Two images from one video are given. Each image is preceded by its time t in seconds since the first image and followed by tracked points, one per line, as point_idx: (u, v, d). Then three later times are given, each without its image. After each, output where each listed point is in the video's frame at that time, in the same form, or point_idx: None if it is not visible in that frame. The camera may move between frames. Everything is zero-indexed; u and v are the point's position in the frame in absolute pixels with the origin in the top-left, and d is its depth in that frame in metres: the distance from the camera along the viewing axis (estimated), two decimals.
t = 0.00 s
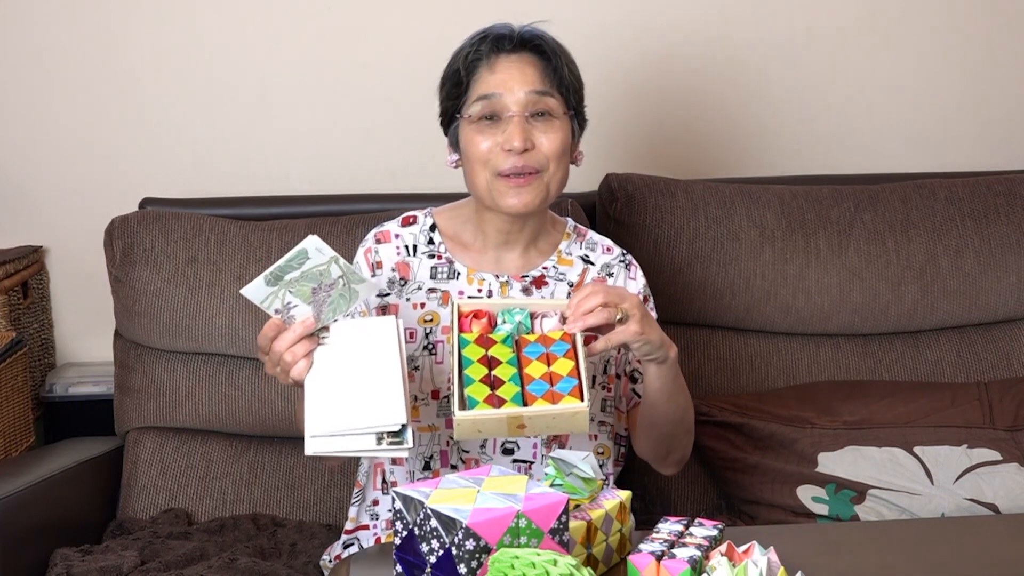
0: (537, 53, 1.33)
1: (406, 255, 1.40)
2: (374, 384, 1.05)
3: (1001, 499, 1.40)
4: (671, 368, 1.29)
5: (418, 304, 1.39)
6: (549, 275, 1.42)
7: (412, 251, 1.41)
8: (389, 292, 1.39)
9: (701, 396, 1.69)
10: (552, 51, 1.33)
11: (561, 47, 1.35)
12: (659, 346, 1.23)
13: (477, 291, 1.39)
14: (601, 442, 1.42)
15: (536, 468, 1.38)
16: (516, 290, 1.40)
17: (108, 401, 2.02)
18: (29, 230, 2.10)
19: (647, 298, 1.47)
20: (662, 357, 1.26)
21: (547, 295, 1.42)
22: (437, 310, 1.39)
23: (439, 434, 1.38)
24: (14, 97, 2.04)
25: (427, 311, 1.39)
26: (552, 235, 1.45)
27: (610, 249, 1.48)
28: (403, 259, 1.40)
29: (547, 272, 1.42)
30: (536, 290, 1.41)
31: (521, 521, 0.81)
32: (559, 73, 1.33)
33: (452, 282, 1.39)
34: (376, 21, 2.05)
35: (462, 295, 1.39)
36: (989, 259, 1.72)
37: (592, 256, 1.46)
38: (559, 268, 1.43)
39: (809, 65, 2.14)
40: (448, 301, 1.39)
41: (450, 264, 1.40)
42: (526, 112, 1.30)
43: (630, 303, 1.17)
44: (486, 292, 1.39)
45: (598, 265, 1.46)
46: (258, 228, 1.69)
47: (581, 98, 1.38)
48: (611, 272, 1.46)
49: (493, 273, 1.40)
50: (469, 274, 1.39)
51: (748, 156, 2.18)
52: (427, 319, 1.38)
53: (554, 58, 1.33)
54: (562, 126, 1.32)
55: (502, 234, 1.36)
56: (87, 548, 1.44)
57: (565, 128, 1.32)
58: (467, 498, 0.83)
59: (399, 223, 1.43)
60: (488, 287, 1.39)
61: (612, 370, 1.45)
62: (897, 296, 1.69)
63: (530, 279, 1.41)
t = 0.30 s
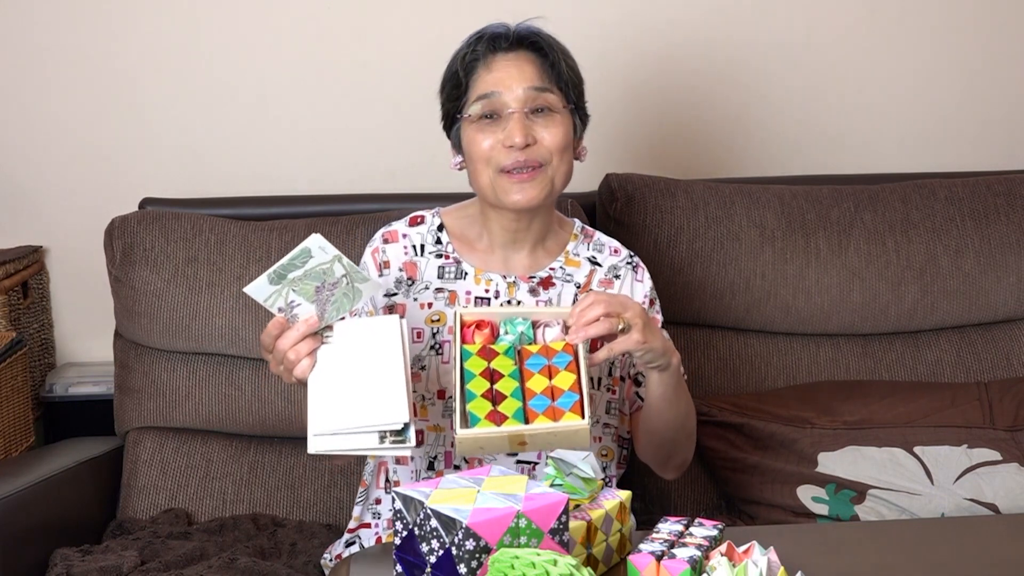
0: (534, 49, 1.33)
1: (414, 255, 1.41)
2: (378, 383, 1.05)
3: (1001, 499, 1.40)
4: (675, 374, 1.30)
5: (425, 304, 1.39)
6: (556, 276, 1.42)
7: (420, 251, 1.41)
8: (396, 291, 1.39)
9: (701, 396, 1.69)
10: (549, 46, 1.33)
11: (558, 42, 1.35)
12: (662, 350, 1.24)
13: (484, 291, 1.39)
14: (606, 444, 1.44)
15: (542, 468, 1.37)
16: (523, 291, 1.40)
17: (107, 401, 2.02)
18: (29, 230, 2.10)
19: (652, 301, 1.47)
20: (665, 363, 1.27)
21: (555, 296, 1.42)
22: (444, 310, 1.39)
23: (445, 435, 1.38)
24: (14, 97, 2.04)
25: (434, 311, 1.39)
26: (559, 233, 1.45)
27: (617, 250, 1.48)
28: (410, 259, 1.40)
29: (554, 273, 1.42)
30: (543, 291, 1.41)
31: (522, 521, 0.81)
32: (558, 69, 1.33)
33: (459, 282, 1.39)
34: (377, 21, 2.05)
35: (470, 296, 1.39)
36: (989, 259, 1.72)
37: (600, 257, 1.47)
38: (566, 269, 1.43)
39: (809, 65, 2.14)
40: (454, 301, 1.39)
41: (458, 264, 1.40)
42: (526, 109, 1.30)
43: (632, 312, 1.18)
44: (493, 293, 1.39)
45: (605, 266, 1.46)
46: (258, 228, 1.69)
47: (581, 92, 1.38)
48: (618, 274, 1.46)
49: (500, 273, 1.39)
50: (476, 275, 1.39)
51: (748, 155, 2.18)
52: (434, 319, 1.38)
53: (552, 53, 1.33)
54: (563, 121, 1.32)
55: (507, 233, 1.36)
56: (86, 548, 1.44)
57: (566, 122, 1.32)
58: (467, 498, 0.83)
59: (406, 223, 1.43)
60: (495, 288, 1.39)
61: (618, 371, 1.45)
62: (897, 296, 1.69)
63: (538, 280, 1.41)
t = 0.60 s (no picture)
0: (535, 49, 1.33)
1: (416, 256, 1.41)
2: (380, 386, 1.05)
3: (1001, 499, 1.40)
4: (676, 381, 1.30)
5: (427, 304, 1.39)
6: (558, 278, 1.42)
7: (422, 252, 1.41)
8: (398, 292, 1.39)
9: (701, 396, 1.69)
10: (550, 46, 1.33)
11: (560, 41, 1.34)
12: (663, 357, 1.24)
13: (486, 292, 1.39)
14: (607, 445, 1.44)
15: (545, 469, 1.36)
16: (525, 292, 1.40)
17: (107, 401, 2.02)
18: (29, 230, 2.10)
19: (655, 303, 1.47)
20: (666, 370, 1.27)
21: (557, 298, 1.41)
22: (446, 311, 1.39)
23: (447, 436, 1.38)
24: (14, 97, 2.04)
25: (437, 312, 1.38)
26: (561, 234, 1.45)
27: (620, 251, 1.48)
28: (412, 259, 1.40)
29: (557, 274, 1.42)
30: (545, 292, 1.41)
31: (521, 521, 0.81)
32: (559, 68, 1.32)
33: (461, 283, 1.39)
34: (376, 21, 2.05)
35: (472, 297, 1.39)
36: (989, 259, 1.72)
37: (602, 258, 1.47)
38: (568, 270, 1.43)
39: (808, 65, 2.14)
40: (457, 302, 1.39)
41: (460, 265, 1.40)
42: (527, 108, 1.30)
43: (635, 321, 1.17)
44: (495, 294, 1.39)
45: (607, 268, 1.46)
46: (258, 228, 1.69)
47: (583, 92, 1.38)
48: (621, 275, 1.46)
49: (501, 275, 1.39)
50: (478, 276, 1.39)
51: (748, 155, 2.18)
52: (436, 320, 1.38)
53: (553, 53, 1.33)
54: (564, 120, 1.32)
55: (509, 234, 1.37)
56: (86, 548, 1.44)
57: (567, 122, 1.32)
58: (467, 498, 0.83)
59: (408, 224, 1.44)
60: (497, 289, 1.39)
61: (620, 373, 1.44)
62: (897, 296, 1.69)
63: (540, 281, 1.41)
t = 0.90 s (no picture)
0: (544, 47, 1.33)
1: (417, 257, 1.40)
2: (382, 387, 1.05)
3: (1001, 499, 1.40)
4: (676, 385, 1.30)
5: (428, 305, 1.39)
6: (560, 278, 1.42)
7: (423, 252, 1.41)
8: (398, 293, 1.39)
9: (701, 396, 1.69)
10: (559, 46, 1.33)
11: (568, 41, 1.35)
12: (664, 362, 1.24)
13: (487, 293, 1.39)
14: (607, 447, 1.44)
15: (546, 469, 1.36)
16: (526, 293, 1.40)
17: (108, 401, 2.02)
18: (29, 230, 2.10)
19: (656, 304, 1.47)
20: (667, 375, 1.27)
21: (558, 298, 1.41)
22: (447, 312, 1.39)
23: (447, 437, 1.38)
24: (14, 98, 2.04)
25: (438, 312, 1.39)
26: (562, 235, 1.45)
27: (621, 252, 1.48)
28: (413, 260, 1.40)
29: (558, 274, 1.42)
30: (547, 293, 1.41)
31: (521, 521, 0.81)
32: (568, 67, 1.33)
33: (462, 283, 1.39)
34: (376, 21, 2.05)
35: (473, 297, 1.39)
36: (989, 259, 1.72)
37: (603, 259, 1.47)
38: (570, 271, 1.43)
39: (808, 64, 2.14)
40: (458, 303, 1.39)
41: (461, 266, 1.40)
42: (535, 106, 1.30)
43: (637, 326, 1.17)
44: (496, 295, 1.39)
45: (608, 269, 1.46)
46: (258, 228, 1.69)
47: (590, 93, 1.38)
48: (622, 276, 1.46)
49: (502, 275, 1.40)
50: (480, 276, 1.39)
51: (748, 155, 2.18)
52: (436, 321, 1.38)
53: (563, 52, 1.33)
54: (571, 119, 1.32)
55: (511, 234, 1.36)
56: (86, 548, 1.44)
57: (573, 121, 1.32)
58: (467, 497, 0.83)
59: (409, 224, 1.44)
60: (498, 289, 1.39)
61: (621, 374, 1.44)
62: (897, 296, 1.69)
63: (541, 282, 1.41)
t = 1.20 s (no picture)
0: (545, 52, 1.33)
1: (417, 258, 1.40)
2: (382, 389, 1.05)
3: (1001, 499, 1.40)
4: (677, 387, 1.30)
5: (428, 306, 1.39)
6: (560, 280, 1.42)
7: (423, 253, 1.41)
8: (399, 294, 1.39)
9: (701, 396, 1.69)
10: (561, 50, 1.33)
11: (570, 44, 1.35)
12: (665, 365, 1.24)
13: (488, 294, 1.39)
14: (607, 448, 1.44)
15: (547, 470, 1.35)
16: (526, 295, 1.40)
17: (108, 401, 2.02)
18: (29, 230, 2.10)
19: (656, 305, 1.47)
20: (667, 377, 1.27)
21: (559, 300, 1.42)
22: (447, 313, 1.39)
23: (447, 438, 1.38)
24: (14, 97, 2.04)
25: (438, 313, 1.39)
26: (563, 237, 1.45)
27: (621, 253, 1.48)
28: (414, 260, 1.40)
29: (558, 276, 1.43)
30: (547, 295, 1.41)
31: (521, 521, 0.81)
32: (569, 73, 1.33)
33: (463, 284, 1.39)
34: (376, 21, 2.05)
35: (474, 299, 1.39)
36: (989, 259, 1.72)
37: (604, 260, 1.47)
38: (571, 272, 1.43)
39: (808, 64, 2.14)
40: (458, 304, 1.39)
41: (461, 267, 1.40)
42: (535, 112, 1.30)
43: (638, 329, 1.18)
44: (497, 296, 1.39)
45: (609, 270, 1.46)
46: (258, 228, 1.69)
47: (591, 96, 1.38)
48: (623, 278, 1.46)
49: (503, 276, 1.40)
50: (480, 278, 1.39)
51: (748, 155, 2.18)
52: (437, 321, 1.38)
53: (564, 57, 1.33)
54: (572, 125, 1.32)
55: (512, 236, 1.37)
56: (86, 548, 1.44)
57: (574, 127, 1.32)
58: (467, 498, 0.83)
59: (409, 225, 1.44)
60: (498, 291, 1.39)
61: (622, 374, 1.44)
62: (897, 296, 1.69)
63: (541, 283, 1.41)
